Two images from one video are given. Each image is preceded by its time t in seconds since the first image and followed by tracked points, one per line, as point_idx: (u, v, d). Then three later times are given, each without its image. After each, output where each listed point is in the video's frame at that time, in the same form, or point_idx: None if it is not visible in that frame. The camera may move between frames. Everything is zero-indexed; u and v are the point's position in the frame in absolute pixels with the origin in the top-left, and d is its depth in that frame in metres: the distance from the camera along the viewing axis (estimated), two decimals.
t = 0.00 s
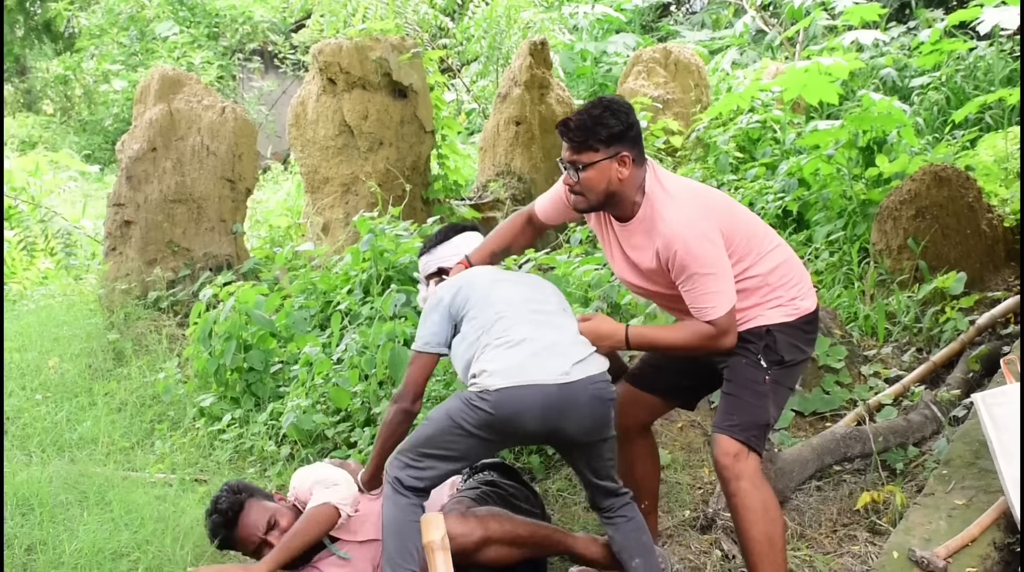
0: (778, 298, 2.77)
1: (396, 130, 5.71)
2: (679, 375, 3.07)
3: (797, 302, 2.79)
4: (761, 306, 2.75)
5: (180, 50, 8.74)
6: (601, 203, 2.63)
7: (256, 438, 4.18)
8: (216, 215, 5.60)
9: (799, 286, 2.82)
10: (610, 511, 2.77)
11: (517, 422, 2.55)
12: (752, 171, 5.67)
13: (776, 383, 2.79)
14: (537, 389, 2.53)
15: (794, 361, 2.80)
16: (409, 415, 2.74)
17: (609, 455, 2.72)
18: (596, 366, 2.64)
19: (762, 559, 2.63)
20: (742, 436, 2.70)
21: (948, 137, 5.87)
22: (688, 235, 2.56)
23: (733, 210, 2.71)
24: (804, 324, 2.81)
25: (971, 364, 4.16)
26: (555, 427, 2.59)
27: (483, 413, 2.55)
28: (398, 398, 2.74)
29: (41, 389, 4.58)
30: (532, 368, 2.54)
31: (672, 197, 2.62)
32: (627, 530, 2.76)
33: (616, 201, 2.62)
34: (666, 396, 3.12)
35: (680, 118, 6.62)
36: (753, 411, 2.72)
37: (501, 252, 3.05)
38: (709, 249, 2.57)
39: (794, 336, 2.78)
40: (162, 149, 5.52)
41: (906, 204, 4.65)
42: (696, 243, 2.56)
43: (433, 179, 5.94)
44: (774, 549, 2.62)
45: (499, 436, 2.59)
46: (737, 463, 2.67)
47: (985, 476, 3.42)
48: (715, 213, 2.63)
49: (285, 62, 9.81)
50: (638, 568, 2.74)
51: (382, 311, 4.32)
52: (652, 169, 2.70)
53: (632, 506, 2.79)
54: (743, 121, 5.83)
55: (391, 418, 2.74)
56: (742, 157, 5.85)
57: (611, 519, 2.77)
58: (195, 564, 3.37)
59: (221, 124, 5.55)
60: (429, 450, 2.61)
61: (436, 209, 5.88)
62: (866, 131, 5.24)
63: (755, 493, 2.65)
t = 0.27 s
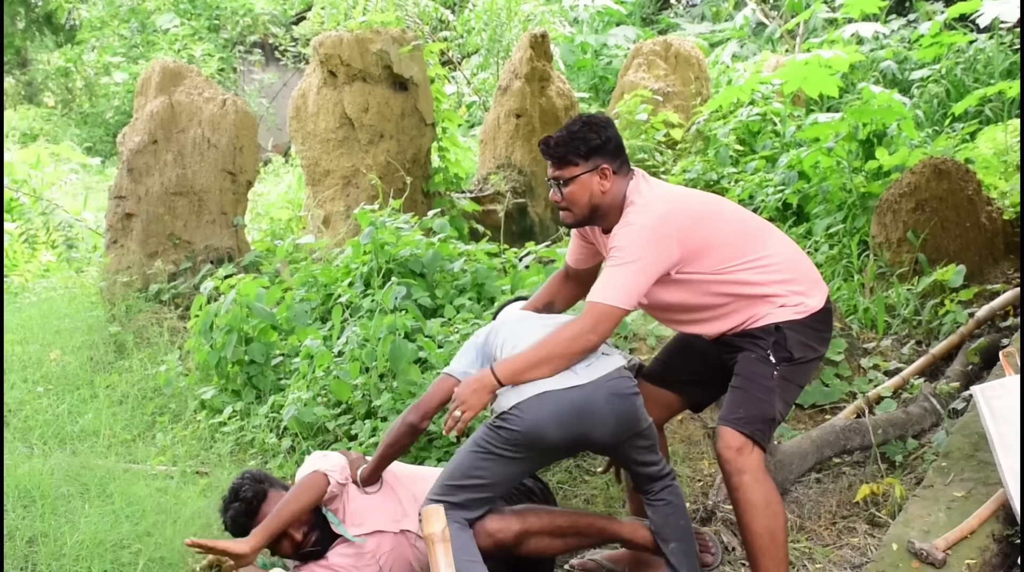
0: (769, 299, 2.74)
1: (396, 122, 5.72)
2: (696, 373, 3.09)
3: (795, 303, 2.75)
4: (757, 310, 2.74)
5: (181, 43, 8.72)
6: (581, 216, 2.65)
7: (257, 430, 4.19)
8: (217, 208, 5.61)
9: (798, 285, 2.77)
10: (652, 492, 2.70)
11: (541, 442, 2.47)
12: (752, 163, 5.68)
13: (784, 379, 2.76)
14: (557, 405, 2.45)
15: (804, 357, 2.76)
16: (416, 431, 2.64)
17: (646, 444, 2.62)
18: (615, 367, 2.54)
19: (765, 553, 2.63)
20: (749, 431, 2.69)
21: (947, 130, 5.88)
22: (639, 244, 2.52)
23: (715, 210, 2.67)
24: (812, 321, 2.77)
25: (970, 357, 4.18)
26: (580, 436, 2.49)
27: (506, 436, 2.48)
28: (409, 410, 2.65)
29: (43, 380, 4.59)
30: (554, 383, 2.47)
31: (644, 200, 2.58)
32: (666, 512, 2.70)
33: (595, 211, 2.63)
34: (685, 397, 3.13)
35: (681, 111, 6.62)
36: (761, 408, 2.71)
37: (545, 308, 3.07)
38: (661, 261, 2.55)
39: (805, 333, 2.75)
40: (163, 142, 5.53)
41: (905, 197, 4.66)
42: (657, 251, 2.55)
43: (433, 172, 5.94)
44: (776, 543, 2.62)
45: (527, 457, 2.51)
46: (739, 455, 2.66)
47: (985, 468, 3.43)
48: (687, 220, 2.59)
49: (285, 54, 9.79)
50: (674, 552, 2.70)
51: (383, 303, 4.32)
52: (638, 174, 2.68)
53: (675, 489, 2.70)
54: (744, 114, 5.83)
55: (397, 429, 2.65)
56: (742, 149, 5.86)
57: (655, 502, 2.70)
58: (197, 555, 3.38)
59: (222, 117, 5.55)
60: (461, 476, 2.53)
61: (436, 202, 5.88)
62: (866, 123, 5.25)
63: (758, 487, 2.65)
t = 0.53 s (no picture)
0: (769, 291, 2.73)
1: (396, 120, 5.72)
2: (699, 369, 3.08)
3: (796, 297, 2.73)
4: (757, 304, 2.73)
5: (181, 41, 8.72)
6: (583, 202, 2.65)
7: (257, 427, 4.18)
8: (217, 206, 5.61)
9: (800, 279, 2.76)
10: (684, 505, 2.64)
11: (561, 448, 2.41)
12: (752, 160, 5.68)
13: (782, 376, 2.74)
14: (574, 409, 2.40)
15: (802, 356, 2.74)
16: (401, 432, 2.66)
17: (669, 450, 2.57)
18: (624, 363, 2.51)
19: (762, 550, 2.62)
20: (741, 426, 2.67)
21: (947, 127, 5.88)
22: (645, 226, 2.53)
23: (716, 199, 2.68)
24: (809, 320, 2.74)
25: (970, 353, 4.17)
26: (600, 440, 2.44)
27: (526, 445, 2.41)
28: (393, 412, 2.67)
29: (43, 378, 4.60)
30: (573, 387, 2.42)
31: (650, 183, 2.59)
32: (702, 525, 2.65)
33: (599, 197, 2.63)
34: (688, 393, 3.13)
35: (681, 108, 6.63)
36: (755, 405, 2.69)
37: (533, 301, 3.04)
38: (667, 243, 2.54)
39: (805, 332, 2.73)
40: (163, 140, 5.54)
41: (905, 194, 4.67)
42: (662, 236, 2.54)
43: (433, 170, 5.94)
44: (773, 539, 2.61)
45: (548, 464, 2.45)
46: (732, 453, 2.65)
47: (985, 465, 3.43)
48: (687, 204, 2.60)
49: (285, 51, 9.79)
50: (717, 562, 2.65)
51: (383, 300, 4.32)
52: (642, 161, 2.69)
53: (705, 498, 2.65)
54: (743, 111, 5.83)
55: (382, 431, 2.68)
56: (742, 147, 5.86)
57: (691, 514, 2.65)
58: (197, 550, 3.38)
59: (222, 115, 5.56)
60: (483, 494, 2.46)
61: (436, 199, 5.88)
62: (866, 120, 5.27)
63: (751, 482, 2.63)
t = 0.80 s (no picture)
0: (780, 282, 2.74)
1: (396, 117, 5.73)
2: (697, 365, 3.08)
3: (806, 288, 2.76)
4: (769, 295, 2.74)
5: (181, 38, 8.71)
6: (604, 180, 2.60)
7: (257, 424, 4.18)
8: (217, 203, 5.60)
9: (809, 272, 2.78)
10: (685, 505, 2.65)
11: (583, 449, 2.41)
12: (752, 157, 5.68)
13: (794, 373, 2.76)
14: (604, 412, 2.39)
15: (813, 352, 2.76)
16: (399, 430, 2.68)
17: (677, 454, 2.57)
18: (648, 371, 2.49)
19: (772, 549, 2.61)
20: (757, 425, 2.68)
21: (947, 124, 5.88)
22: (676, 211, 2.50)
23: (737, 190, 2.67)
24: (819, 314, 2.77)
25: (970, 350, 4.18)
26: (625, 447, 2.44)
27: (549, 445, 2.40)
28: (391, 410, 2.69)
29: (44, 374, 4.60)
30: (599, 390, 2.41)
31: (676, 173, 2.56)
32: (701, 526, 2.66)
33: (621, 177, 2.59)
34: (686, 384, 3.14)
35: (681, 105, 6.63)
36: (770, 401, 2.70)
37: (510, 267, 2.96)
38: (695, 234, 2.52)
39: (814, 327, 2.75)
40: (163, 137, 5.54)
41: (905, 191, 4.68)
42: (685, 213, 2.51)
43: (433, 167, 5.94)
44: (783, 537, 2.61)
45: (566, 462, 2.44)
46: (750, 452, 2.67)
47: (985, 462, 3.43)
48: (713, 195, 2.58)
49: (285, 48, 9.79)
50: (712, 564, 2.67)
51: (383, 297, 4.32)
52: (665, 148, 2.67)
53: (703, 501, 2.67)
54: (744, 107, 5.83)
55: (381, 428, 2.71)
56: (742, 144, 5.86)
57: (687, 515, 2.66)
58: (197, 546, 3.38)
59: (221, 112, 5.55)
60: (489, 478, 2.43)
61: (436, 196, 5.88)
62: (866, 118, 5.28)
63: (766, 479, 2.64)
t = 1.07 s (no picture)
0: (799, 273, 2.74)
1: (396, 114, 5.73)
2: (705, 363, 3.07)
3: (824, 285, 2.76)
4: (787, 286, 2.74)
5: (181, 35, 8.71)
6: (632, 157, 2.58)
7: (257, 421, 4.18)
8: (217, 200, 5.61)
9: (826, 268, 2.78)
10: (686, 494, 2.64)
11: (587, 425, 2.42)
12: (752, 155, 5.68)
13: (804, 372, 2.75)
14: (606, 390, 2.40)
15: (822, 350, 2.75)
16: (412, 409, 2.85)
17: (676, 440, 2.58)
18: (660, 357, 2.53)
19: (775, 548, 2.63)
20: (767, 426, 2.66)
21: (947, 121, 5.89)
22: (704, 194, 2.48)
23: (763, 180, 2.65)
24: (828, 311, 2.75)
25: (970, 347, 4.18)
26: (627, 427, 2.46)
27: (560, 418, 2.41)
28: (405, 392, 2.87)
29: (44, 371, 4.61)
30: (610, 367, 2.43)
31: (705, 156, 2.54)
32: (703, 516, 2.64)
33: (650, 157, 2.56)
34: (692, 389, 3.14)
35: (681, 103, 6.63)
36: (779, 401, 2.68)
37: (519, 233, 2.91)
38: (727, 220, 2.50)
39: (825, 324, 2.74)
40: (163, 134, 5.54)
41: (905, 188, 4.68)
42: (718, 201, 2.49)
43: (433, 164, 5.94)
44: (787, 537, 2.62)
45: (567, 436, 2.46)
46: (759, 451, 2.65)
47: (985, 459, 3.43)
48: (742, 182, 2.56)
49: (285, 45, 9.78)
50: (715, 554, 2.65)
51: (382, 294, 4.32)
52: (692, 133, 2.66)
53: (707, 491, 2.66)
54: (744, 105, 5.83)
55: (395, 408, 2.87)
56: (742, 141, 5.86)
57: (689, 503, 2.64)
58: (196, 543, 3.38)
59: (221, 109, 5.56)
60: (491, 441, 2.43)
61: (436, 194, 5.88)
62: (866, 115, 5.30)
63: (772, 478, 2.64)
